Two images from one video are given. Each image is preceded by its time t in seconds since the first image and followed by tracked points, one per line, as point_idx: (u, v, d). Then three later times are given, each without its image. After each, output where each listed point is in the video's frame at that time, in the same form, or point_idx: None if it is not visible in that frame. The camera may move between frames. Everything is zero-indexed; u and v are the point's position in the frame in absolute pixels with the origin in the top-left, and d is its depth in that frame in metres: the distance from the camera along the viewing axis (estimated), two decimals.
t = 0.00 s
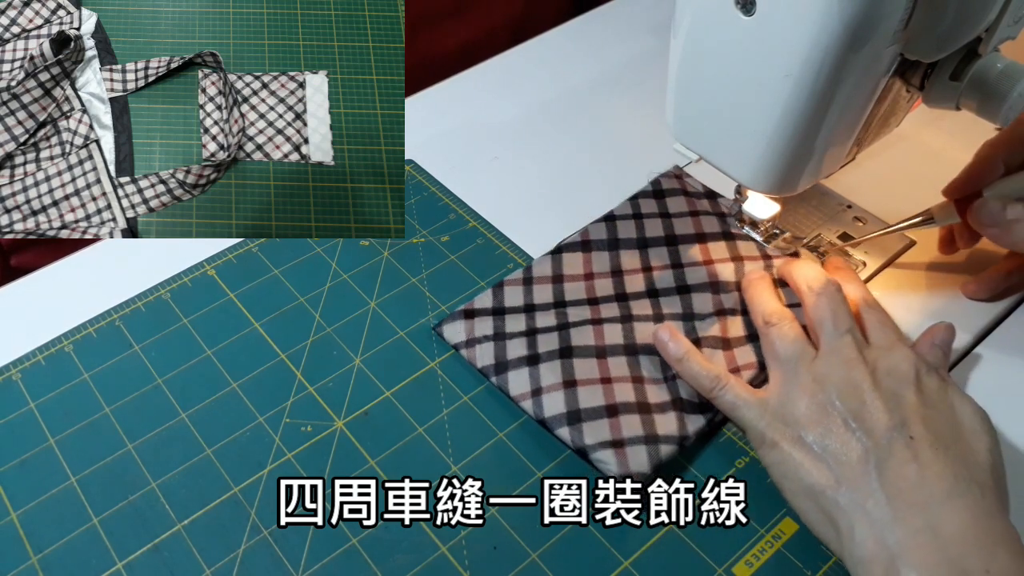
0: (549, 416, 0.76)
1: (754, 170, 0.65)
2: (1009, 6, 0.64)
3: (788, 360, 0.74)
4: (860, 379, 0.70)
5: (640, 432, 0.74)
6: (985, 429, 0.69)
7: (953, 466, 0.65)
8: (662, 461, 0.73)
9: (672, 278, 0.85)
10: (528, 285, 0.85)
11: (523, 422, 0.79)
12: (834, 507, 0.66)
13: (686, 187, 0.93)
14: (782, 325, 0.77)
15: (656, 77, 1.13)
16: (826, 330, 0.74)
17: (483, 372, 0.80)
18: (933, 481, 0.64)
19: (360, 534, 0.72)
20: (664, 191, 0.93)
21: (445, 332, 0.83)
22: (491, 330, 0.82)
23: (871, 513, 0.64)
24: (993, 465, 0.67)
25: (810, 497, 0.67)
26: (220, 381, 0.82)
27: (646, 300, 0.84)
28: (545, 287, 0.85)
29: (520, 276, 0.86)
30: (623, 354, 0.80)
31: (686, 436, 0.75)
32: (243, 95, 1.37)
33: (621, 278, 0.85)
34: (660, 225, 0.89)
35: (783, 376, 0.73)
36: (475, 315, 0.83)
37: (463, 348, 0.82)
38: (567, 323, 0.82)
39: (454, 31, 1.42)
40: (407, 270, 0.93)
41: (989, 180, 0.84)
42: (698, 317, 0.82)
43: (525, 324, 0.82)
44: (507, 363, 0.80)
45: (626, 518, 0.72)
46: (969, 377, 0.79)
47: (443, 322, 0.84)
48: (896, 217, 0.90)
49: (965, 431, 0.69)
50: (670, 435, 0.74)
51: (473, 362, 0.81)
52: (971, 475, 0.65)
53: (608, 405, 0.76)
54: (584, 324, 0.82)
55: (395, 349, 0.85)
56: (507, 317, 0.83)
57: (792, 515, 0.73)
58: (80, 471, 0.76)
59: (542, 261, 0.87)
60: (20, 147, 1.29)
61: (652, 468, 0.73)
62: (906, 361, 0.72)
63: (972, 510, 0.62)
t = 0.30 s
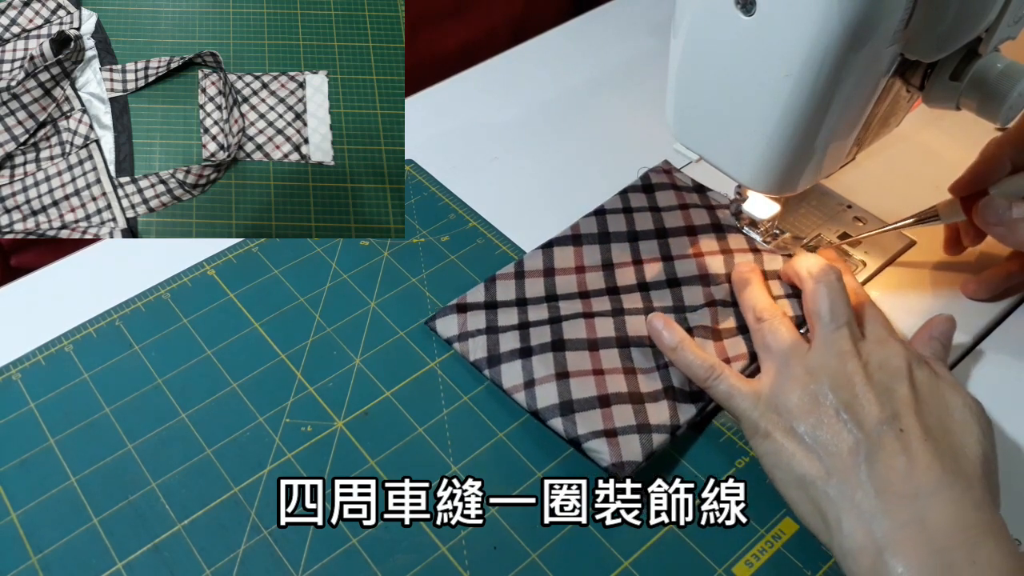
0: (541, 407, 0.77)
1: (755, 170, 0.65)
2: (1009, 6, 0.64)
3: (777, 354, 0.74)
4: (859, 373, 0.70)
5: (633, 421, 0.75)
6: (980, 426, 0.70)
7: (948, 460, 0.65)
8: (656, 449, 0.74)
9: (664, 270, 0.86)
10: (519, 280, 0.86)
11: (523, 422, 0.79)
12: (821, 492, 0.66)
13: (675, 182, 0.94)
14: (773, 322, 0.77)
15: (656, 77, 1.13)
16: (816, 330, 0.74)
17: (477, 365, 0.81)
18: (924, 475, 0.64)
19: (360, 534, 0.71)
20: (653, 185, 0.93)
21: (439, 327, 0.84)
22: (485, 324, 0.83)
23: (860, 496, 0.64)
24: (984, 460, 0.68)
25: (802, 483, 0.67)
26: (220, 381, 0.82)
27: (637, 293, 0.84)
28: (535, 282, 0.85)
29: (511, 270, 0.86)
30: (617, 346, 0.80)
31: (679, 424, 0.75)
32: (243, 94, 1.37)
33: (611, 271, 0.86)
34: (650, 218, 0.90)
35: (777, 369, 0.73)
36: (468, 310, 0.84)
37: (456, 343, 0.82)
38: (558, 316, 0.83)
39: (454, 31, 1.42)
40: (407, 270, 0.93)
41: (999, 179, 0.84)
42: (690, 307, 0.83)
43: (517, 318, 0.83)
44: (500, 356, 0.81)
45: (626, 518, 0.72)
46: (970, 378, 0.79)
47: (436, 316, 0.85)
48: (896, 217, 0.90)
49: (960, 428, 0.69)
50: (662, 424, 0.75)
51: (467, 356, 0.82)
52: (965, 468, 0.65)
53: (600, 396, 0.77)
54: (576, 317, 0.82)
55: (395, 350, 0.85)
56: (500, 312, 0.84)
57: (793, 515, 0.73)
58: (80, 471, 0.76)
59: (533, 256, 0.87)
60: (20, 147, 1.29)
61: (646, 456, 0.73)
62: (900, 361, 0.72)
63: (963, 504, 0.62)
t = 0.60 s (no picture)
0: (546, 412, 0.77)
1: (755, 170, 0.65)
2: (1010, 5, 0.63)
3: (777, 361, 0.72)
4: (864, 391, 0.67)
5: (637, 425, 0.75)
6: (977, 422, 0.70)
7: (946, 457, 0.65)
8: (660, 454, 0.74)
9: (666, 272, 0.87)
10: (520, 281, 0.86)
11: (523, 422, 0.79)
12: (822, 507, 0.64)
13: (675, 183, 0.95)
14: (771, 338, 0.74)
15: (656, 77, 1.13)
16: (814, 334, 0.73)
17: (479, 369, 0.81)
18: (921, 475, 0.63)
19: (360, 534, 0.71)
20: (653, 186, 0.95)
21: (440, 331, 0.84)
22: (486, 328, 0.83)
23: (864, 505, 0.62)
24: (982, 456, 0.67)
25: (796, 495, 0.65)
26: (219, 380, 0.82)
27: (638, 295, 0.85)
28: (537, 284, 0.86)
29: (512, 274, 0.87)
30: (620, 349, 0.81)
31: (682, 428, 0.75)
32: (243, 94, 1.37)
33: (612, 273, 0.87)
34: (650, 219, 0.91)
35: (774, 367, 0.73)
36: (470, 314, 0.84)
37: (458, 347, 0.82)
38: (561, 322, 0.83)
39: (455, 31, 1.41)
40: (406, 270, 0.93)
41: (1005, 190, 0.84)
42: (692, 304, 0.84)
43: (520, 323, 0.83)
44: (502, 360, 0.81)
45: (626, 517, 0.72)
46: (972, 379, 0.79)
47: (437, 320, 0.84)
48: (896, 217, 0.90)
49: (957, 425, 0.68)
50: (666, 428, 0.75)
51: (468, 360, 0.81)
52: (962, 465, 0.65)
53: (604, 400, 0.77)
54: (579, 324, 0.83)
55: (395, 350, 0.85)
56: (502, 316, 0.84)
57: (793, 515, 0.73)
58: (80, 471, 0.76)
59: (534, 257, 0.88)
60: (20, 147, 1.29)
61: (650, 462, 0.73)
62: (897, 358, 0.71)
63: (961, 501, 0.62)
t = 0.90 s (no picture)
0: (540, 407, 0.77)
1: (755, 170, 0.65)
2: (1009, 5, 0.63)
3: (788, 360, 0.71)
4: (893, 387, 0.68)
5: (631, 420, 0.75)
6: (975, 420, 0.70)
7: (947, 455, 0.65)
8: (653, 448, 0.74)
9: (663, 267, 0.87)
10: (517, 277, 0.86)
11: (524, 422, 0.79)
12: (855, 512, 0.63)
13: (673, 181, 0.95)
14: (793, 334, 0.72)
15: (656, 77, 1.13)
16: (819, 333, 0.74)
17: (476, 364, 0.81)
18: (947, 474, 0.64)
19: (360, 534, 0.71)
20: (650, 184, 0.95)
21: (437, 326, 0.84)
22: (482, 323, 0.83)
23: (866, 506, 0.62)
24: (980, 454, 0.68)
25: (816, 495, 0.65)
26: (219, 380, 0.82)
27: (635, 292, 0.85)
28: (534, 283, 0.86)
29: (509, 269, 0.87)
30: (615, 344, 0.81)
31: (676, 423, 0.75)
32: (243, 94, 1.37)
33: (610, 269, 0.87)
34: (647, 217, 0.91)
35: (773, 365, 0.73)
36: (466, 308, 0.84)
37: (454, 342, 0.83)
38: (556, 317, 0.83)
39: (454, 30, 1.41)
40: (406, 270, 0.93)
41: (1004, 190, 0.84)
42: (688, 300, 0.84)
43: (515, 317, 0.83)
44: (498, 355, 0.81)
45: (626, 518, 0.72)
46: (972, 379, 0.79)
47: (434, 316, 0.85)
48: (896, 218, 0.90)
49: (964, 420, 0.69)
50: (660, 422, 0.75)
51: (465, 355, 0.82)
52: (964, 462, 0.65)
53: (598, 394, 0.77)
54: (574, 319, 0.83)
55: (395, 349, 0.85)
56: (498, 311, 0.84)
57: (793, 515, 0.73)
58: (80, 470, 0.76)
59: (532, 253, 0.88)
60: (20, 147, 1.29)
61: (642, 456, 0.73)
62: (896, 356, 0.72)
63: (960, 500, 0.62)
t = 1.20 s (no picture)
0: (532, 399, 0.78)
1: (755, 170, 0.65)
2: (1009, 6, 0.63)
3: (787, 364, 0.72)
4: (891, 387, 0.68)
5: (621, 413, 0.76)
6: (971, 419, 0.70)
7: (945, 453, 0.65)
8: (643, 441, 0.74)
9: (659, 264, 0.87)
10: (512, 271, 0.87)
11: (524, 422, 0.79)
12: (854, 510, 0.63)
13: (669, 177, 0.96)
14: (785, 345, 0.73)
15: (656, 77, 1.13)
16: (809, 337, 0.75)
17: (469, 357, 0.82)
18: (944, 472, 0.63)
19: (360, 534, 0.71)
20: (646, 180, 0.95)
21: (431, 318, 0.85)
22: (477, 316, 0.84)
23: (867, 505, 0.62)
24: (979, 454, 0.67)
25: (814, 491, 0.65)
26: (219, 381, 0.82)
27: (627, 286, 0.86)
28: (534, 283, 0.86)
29: (504, 262, 0.88)
30: (607, 337, 0.82)
31: (666, 416, 0.76)
32: (243, 94, 1.37)
33: (604, 262, 0.88)
34: (642, 213, 0.92)
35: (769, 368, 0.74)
36: (461, 302, 0.85)
37: (448, 334, 0.84)
38: (550, 311, 0.84)
39: (454, 30, 1.41)
40: (406, 270, 0.93)
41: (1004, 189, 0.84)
42: (681, 295, 0.85)
43: (509, 311, 0.84)
44: (491, 349, 0.82)
45: (626, 518, 0.72)
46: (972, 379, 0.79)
47: (429, 308, 0.86)
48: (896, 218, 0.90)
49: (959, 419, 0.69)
50: (650, 415, 0.76)
51: (459, 347, 0.83)
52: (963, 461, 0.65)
53: (590, 387, 0.78)
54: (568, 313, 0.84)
55: (395, 350, 0.85)
56: (492, 304, 0.85)
57: (792, 515, 0.73)
58: (80, 471, 0.76)
59: (526, 248, 0.89)
60: (20, 147, 1.29)
61: (633, 449, 0.74)
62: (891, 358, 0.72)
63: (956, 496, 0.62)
